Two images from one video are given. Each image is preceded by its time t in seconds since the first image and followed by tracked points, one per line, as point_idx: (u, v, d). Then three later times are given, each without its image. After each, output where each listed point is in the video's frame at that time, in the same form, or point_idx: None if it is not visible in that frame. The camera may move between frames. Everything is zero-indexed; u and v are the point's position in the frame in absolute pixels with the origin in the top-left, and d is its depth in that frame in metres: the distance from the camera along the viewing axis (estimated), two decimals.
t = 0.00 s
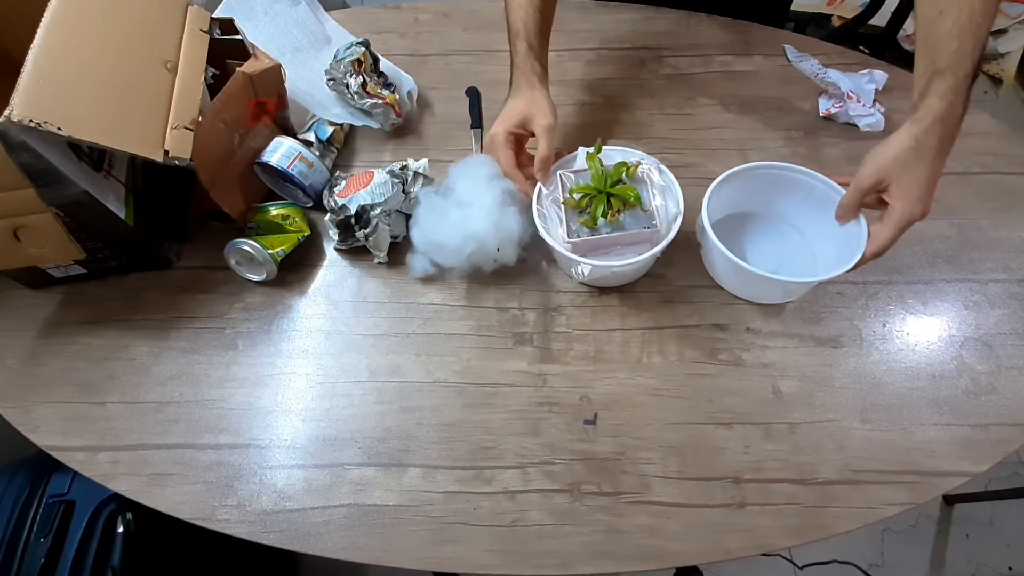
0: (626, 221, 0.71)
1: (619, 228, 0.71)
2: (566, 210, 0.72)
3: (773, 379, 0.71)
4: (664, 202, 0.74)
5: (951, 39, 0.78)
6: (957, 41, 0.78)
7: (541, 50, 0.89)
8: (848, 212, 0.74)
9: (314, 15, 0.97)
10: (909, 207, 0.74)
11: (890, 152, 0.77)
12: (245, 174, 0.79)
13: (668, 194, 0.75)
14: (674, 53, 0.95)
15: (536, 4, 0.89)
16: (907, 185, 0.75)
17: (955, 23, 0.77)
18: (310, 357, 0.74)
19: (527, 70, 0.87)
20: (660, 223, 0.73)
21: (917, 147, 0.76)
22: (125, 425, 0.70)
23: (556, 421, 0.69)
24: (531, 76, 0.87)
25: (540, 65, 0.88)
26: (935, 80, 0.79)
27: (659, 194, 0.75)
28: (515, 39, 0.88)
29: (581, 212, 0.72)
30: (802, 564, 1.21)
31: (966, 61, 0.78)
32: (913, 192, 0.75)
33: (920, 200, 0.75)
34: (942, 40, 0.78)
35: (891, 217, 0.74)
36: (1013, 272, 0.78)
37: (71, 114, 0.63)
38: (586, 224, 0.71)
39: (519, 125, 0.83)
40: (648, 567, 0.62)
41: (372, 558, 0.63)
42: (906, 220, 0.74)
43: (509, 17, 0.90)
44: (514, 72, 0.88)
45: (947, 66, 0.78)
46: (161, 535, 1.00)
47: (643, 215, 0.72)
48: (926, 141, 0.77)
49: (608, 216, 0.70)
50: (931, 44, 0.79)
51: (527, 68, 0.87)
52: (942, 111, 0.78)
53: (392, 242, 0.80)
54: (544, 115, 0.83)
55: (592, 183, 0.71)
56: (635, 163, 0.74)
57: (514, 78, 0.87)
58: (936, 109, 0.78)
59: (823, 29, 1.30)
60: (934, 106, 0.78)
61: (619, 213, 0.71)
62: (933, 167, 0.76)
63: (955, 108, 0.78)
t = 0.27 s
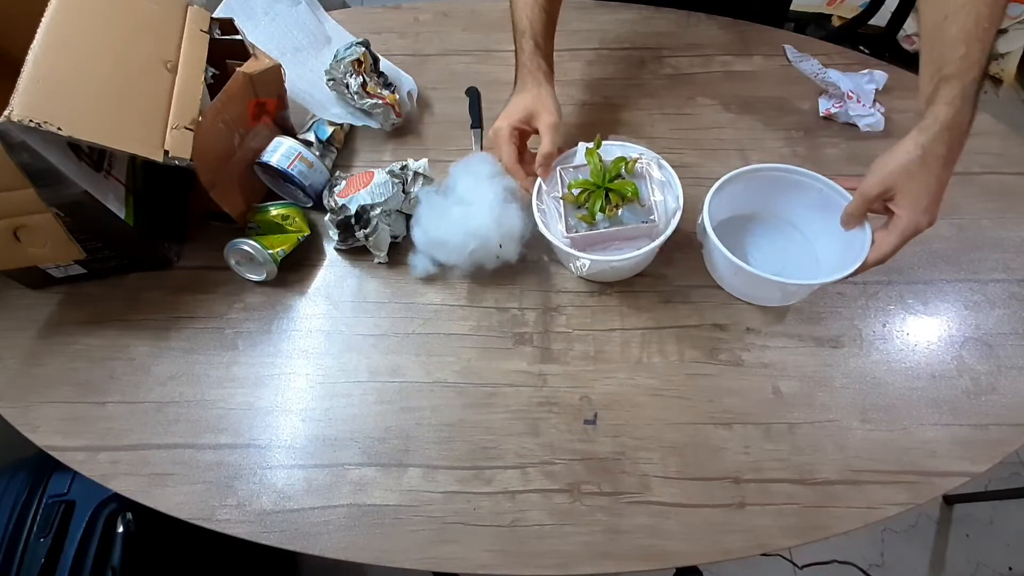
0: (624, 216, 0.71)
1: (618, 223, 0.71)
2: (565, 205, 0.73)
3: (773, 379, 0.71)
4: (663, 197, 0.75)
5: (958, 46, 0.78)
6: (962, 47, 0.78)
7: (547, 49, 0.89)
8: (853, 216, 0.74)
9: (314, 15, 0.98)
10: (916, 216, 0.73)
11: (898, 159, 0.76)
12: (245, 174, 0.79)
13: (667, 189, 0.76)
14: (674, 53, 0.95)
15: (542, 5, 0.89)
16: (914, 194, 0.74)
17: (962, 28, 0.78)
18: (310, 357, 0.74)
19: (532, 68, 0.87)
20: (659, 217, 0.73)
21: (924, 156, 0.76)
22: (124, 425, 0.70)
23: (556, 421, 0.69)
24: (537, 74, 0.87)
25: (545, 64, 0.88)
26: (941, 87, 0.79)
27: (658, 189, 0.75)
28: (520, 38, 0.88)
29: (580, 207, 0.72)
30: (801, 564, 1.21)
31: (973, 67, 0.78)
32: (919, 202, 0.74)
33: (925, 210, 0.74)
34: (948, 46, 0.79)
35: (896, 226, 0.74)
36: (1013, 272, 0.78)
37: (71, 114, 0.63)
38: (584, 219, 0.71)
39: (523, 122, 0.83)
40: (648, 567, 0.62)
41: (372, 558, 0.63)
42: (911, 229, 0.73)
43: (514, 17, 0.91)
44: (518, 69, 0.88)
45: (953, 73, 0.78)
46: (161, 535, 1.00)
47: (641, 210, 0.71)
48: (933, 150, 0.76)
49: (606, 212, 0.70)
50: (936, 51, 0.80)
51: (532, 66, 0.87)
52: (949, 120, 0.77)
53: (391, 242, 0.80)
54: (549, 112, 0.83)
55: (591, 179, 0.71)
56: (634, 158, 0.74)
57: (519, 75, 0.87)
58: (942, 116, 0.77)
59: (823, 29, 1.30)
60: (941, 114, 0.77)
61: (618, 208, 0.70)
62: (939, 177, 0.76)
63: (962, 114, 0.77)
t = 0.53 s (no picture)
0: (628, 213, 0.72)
1: (622, 220, 0.71)
2: (569, 201, 0.73)
3: (773, 379, 0.71)
4: (666, 193, 0.75)
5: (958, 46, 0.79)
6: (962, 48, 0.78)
7: (547, 48, 0.89)
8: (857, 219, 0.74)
9: (314, 15, 0.98)
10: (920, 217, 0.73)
11: (901, 159, 0.76)
12: (245, 174, 0.79)
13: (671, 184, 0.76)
14: (674, 53, 0.95)
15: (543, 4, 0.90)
16: (917, 195, 0.74)
17: (963, 28, 0.78)
18: (310, 357, 0.74)
19: (532, 66, 0.87)
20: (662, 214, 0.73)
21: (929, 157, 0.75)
22: (125, 425, 0.70)
23: (556, 421, 0.69)
24: (537, 72, 0.87)
25: (545, 62, 0.88)
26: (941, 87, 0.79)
27: (661, 185, 0.75)
28: (520, 36, 0.88)
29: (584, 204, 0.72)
30: (801, 564, 1.21)
31: (973, 68, 0.78)
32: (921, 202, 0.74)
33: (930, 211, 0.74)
34: (949, 46, 0.79)
35: (901, 227, 0.73)
36: (1013, 272, 0.78)
37: (71, 114, 0.63)
38: (588, 216, 0.71)
39: (524, 119, 0.83)
40: (648, 568, 0.62)
41: (372, 558, 0.63)
42: (917, 230, 0.73)
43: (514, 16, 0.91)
44: (518, 68, 0.88)
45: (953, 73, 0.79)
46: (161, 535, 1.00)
47: (645, 206, 0.72)
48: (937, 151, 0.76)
49: (611, 209, 0.71)
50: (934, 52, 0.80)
51: (532, 64, 0.87)
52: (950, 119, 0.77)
53: (391, 242, 0.80)
54: (549, 109, 0.83)
55: (595, 176, 0.72)
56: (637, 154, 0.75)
57: (519, 73, 0.87)
58: (942, 115, 0.78)
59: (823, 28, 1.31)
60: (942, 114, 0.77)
61: (622, 205, 0.71)
62: (943, 178, 0.75)
63: (963, 114, 0.77)
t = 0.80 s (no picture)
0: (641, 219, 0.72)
1: (635, 225, 0.71)
2: (581, 204, 0.73)
3: (773, 379, 0.71)
4: (677, 203, 0.75)
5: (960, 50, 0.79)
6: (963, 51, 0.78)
7: (549, 46, 0.89)
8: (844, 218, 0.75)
9: (314, 15, 0.98)
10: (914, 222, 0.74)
11: (903, 161, 0.76)
12: (245, 174, 0.79)
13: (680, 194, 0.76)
14: (674, 53, 0.95)
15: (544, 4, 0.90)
16: (916, 196, 0.75)
17: (970, 28, 0.77)
18: (310, 357, 0.74)
19: (535, 64, 0.87)
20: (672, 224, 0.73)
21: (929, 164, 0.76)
22: (125, 425, 0.70)
23: (556, 421, 0.69)
24: (540, 70, 0.87)
25: (547, 59, 0.88)
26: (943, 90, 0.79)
27: (672, 194, 0.75)
28: (523, 34, 0.88)
29: (597, 206, 0.73)
30: (801, 564, 1.21)
31: (978, 69, 0.78)
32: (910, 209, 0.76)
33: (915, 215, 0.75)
34: (955, 46, 0.78)
35: (895, 228, 0.74)
36: (1013, 272, 0.78)
37: (70, 114, 0.63)
38: (602, 219, 0.71)
39: (531, 117, 0.83)
40: (648, 568, 0.62)
41: (371, 558, 0.63)
42: (911, 230, 0.74)
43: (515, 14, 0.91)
44: (521, 65, 0.88)
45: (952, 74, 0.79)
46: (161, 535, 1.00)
47: (657, 214, 0.72)
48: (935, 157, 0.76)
49: (624, 214, 0.71)
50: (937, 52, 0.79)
51: (535, 62, 0.87)
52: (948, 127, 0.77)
53: (391, 242, 0.80)
54: (555, 107, 0.83)
55: (609, 179, 0.72)
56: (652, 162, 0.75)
57: (523, 71, 0.87)
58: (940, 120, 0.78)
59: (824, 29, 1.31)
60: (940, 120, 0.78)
61: (635, 210, 0.71)
62: (942, 180, 0.76)
63: (969, 117, 0.77)
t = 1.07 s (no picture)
0: (643, 219, 0.72)
1: (637, 224, 0.72)
2: (583, 203, 0.73)
3: (773, 379, 0.71)
4: (678, 204, 0.75)
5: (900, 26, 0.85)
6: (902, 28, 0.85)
7: (540, 41, 0.90)
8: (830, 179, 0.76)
9: (314, 15, 0.98)
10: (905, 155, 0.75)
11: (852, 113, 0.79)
12: (245, 174, 0.79)
13: (681, 195, 0.76)
14: (674, 53, 0.95)
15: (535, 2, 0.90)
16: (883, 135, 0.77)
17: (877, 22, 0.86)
18: (310, 357, 0.74)
19: (526, 59, 0.88)
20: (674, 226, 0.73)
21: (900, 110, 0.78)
22: (125, 425, 0.70)
23: (556, 421, 0.69)
24: (530, 65, 0.87)
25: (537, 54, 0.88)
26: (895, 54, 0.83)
27: (673, 196, 0.75)
28: (514, 31, 0.89)
29: (600, 206, 0.73)
30: (801, 564, 1.21)
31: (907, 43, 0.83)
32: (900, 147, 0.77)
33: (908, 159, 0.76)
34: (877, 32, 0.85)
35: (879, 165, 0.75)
36: (1013, 272, 0.78)
37: (70, 114, 0.63)
38: (605, 220, 0.72)
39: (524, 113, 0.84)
40: (648, 568, 0.62)
41: (371, 558, 0.63)
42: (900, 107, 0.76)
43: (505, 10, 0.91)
44: (512, 61, 0.88)
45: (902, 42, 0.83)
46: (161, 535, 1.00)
47: (660, 215, 0.72)
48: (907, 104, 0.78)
49: (627, 214, 0.71)
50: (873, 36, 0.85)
51: (525, 57, 0.87)
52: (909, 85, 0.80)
53: (391, 242, 0.80)
54: (547, 100, 0.84)
55: (611, 179, 0.72)
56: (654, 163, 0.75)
57: (514, 67, 0.87)
58: (908, 80, 0.81)
59: (823, 29, 1.29)
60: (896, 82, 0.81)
61: (638, 211, 0.72)
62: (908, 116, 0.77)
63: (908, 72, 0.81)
